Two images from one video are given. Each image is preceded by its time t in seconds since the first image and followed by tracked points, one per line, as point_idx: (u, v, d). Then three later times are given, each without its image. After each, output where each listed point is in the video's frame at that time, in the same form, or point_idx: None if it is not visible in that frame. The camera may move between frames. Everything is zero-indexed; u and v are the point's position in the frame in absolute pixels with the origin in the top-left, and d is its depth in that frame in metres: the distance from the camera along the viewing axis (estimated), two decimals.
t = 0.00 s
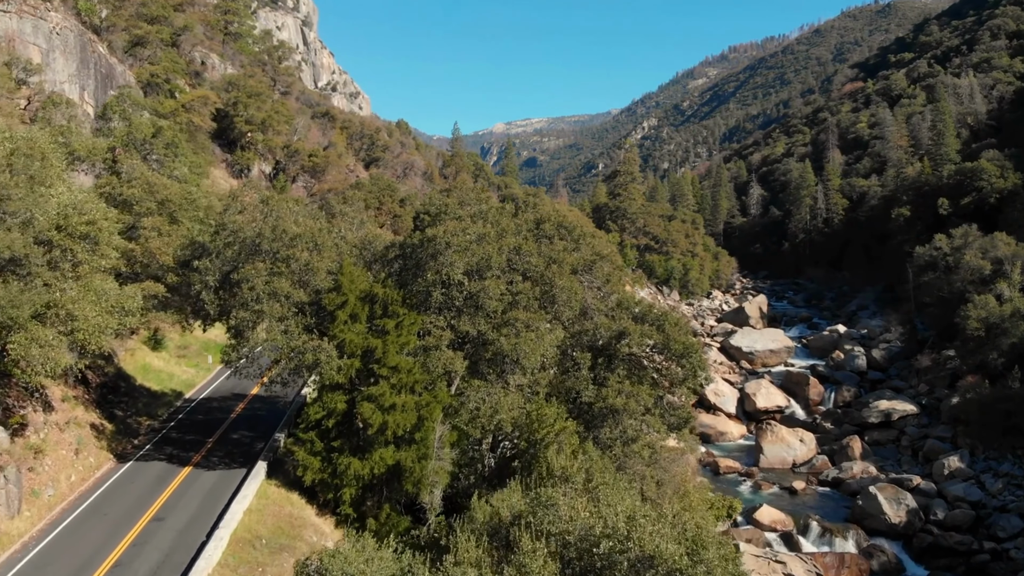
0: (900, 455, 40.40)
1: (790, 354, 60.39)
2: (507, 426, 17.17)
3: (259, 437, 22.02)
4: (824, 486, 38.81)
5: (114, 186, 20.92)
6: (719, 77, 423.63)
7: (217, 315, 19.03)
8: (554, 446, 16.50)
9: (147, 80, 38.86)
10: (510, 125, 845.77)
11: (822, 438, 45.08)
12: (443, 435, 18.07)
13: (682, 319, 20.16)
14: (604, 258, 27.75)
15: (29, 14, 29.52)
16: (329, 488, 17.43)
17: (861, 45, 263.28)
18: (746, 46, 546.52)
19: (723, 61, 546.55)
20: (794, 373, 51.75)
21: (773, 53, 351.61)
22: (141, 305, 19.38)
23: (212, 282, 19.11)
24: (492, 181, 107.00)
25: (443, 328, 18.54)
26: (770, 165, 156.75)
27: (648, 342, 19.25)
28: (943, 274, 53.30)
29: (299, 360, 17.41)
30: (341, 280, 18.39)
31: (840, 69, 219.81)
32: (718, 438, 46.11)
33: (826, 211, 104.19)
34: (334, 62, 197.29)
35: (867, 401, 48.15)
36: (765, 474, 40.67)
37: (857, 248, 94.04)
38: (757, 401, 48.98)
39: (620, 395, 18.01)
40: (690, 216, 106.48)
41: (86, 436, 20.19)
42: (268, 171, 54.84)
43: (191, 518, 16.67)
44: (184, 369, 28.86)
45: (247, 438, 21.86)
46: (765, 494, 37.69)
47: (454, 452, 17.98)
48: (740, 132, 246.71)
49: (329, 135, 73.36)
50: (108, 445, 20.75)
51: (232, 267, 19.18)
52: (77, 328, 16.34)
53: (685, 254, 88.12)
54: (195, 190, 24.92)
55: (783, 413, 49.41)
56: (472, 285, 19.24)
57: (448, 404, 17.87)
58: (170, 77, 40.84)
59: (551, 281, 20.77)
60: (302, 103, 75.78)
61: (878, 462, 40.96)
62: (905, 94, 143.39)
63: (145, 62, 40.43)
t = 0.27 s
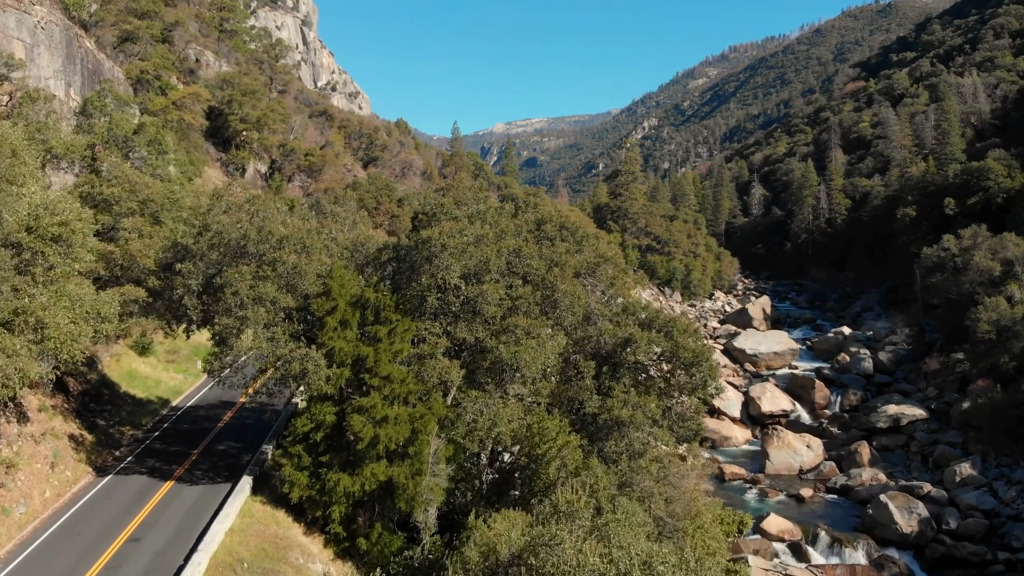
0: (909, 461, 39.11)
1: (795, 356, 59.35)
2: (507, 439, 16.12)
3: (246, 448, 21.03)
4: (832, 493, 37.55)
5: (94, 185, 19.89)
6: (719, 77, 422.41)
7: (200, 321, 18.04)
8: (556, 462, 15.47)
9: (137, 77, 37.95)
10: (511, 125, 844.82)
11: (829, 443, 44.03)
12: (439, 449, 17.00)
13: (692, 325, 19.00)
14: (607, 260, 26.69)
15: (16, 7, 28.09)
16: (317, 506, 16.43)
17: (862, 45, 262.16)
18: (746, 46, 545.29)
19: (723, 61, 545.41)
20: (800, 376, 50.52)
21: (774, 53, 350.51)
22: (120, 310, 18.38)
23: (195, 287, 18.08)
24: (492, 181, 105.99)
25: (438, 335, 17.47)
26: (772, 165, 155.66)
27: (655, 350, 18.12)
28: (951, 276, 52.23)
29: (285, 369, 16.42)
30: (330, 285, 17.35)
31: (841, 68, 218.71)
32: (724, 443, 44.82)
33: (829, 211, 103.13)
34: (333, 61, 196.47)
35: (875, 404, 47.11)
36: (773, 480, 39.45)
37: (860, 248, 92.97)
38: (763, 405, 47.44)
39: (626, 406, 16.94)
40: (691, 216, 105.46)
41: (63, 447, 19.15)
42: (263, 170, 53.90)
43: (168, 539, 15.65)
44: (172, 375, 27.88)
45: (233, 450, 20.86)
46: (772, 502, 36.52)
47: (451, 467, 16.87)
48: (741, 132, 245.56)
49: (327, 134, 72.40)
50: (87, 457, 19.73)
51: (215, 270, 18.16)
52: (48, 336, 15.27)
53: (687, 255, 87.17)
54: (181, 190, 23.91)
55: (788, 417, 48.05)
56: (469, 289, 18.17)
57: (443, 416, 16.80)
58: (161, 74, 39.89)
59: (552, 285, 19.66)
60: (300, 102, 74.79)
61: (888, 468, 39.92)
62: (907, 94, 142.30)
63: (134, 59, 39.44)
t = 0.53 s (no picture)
0: (917, 468, 37.63)
1: (799, 359, 58.46)
2: (505, 457, 15.21)
3: (233, 462, 20.22)
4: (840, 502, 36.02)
5: (74, 186, 18.95)
6: (720, 77, 421.32)
7: (183, 330, 17.20)
8: (558, 482, 14.66)
9: (128, 76, 37.11)
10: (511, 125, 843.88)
11: (836, 449, 43.11)
12: (435, 467, 16.06)
13: (700, 334, 18.07)
14: (610, 263, 25.75)
15: None
16: (306, 526, 15.57)
17: (863, 45, 261.09)
18: (746, 46, 544.13)
19: (723, 61, 544.28)
20: (804, 381, 49.00)
21: (774, 53, 349.30)
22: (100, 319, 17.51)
23: (179, 295, 17.22)
24: (491, 181, 105.06)
25: (434, 346, 16.59)
26: (773, 165, 154.72)
27: (662, 361, 17.21)
28: (958, 278, 51.33)
29: (271, 383, 15.54)
30: (320, 294, 16.50)
31: (842, 68, 217.70)
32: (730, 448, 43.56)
33: (831, 211, 102.22)
34: (333, 61, 195.39)
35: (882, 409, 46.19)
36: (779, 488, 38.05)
37: (863, 250, 92.11)
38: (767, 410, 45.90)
39: (632, 421, 16.06)
40: (693, 217, 104.57)
41: (41, 462, 18.23)
42: (259, 171, 53.06)
43: (147, 563, 14.77)
44: (161, 383, 27.08)
45: (220, 464, 20.04)
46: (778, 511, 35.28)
47: (447, 486, 16.00)
48: (742, 132, 244.47)
49: (324, 134, 71.43)
50: (67, 472, 18.82)
51: (200, 278, 17.31)
52: (20, 349, 14.32)
53: (689, 256, 86.35)
54: (168, 192, 22.99)
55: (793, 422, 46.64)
56: (466, 297, 17.27)
57: (439, 431, 15.94)
58: (153, 72, 38.90)
59: (554, 292, 18.69)
60: (298, 102, 73.96)
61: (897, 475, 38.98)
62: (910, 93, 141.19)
63: (125, 57, 38.60)
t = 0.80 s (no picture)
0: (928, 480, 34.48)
1: (803, 365, 57.43)
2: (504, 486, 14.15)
3: (218, 484, 19.30)
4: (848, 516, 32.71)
5: (51, 194, 18.01)
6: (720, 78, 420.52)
7: (163, 346, 16.19)
8: (560, 514, 13.42)
9: (117, 77, 36.21)
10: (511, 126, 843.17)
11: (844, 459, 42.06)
12: (429, 495, 14.99)
13: (712, 351, 17.02)
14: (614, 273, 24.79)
15: None
16: (291, 559, 14.51)
17: (864, 45, 260.37)
18: (747, 47, 543.36)
19: (724, 62, 543.49)
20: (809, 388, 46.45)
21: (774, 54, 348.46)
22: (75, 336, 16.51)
23: (159, 310, 16.25)
24: (491, 183, 104.18)
25: (428, 365, 15.59)
26: (774, 167, 153.82)
27: (670, 380, 16.17)
28: (966, 283, 50.32)
29: (255, 405, 14.57)
30: (306, 311, 15.54)
31: (843, 69, 216.86)
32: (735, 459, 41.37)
33: (834, 213, 101.25)
34: (333, 63, 194.55)
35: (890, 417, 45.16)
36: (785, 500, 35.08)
37: (866, 253, 91.20)
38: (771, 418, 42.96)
39: (639, 446, 15.00)
40: (694, 219, 103.60)
41: (15, 485, 17.01)
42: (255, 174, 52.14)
43: None
44: (147, 396, 26.13)
45: (204, 487, 19.17)
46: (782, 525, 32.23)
47: (441, 516, 14.92)
48: (742, 133, 243.61)
49: (321, 136, 70.43)
50: (43, 496, 17.66)
51: (181, 293, 16.35)
52: None
53: (691, 260, 85.41)
54: (154, 200, 22.04)
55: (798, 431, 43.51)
56: (463, 312, 16.22)
57: (433, 456, 14.88)
58: (143, 74, 37.98)
59: (556, 306, 17.67)
60: (295, 104, 73.07)
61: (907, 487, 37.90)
62: (912, 94, 140.22)
63: (114, 58, 37.64)
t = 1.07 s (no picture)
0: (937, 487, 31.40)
1: (807, 370, 56.59)
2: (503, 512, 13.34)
3: (204, 504, 18.60)
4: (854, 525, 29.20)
5: (29, 201, 17.17)
6: (720, 77, 419.53)
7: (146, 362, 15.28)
8: (562, 543, 12.55)
9: (107, 77, 35.32)
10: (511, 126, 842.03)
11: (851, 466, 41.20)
12: (425, 521, 14.18)
13: (721, 367, 16.20)
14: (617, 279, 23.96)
15: None
16: None
17: (864, 45, 259.48)
18: (747, 46, 542.28)
19: (724, 62, 542.45)
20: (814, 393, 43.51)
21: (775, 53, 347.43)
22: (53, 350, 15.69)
23: (140, 325, 15.46)
24: (491, 183, 103.37)
25: (422, 383, 14.80)
26: (776, 167, 152.96)
27: (679, 398, 15.33)
28: (974, 286, 49.47)
29: (239, 426, 13.78)
30: (294, 327, 14.76)
31: (843, 69, 215.96)
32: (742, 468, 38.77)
33: (836, 214, 100.36)
34: (332, 62, 193.53)
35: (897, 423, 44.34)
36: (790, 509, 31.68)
37: (869, 254, 90.40)
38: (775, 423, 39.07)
39: (647, 467, 14.16)
40: (696, 220, 102.73)
41: None
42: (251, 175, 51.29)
43: None
44: (135, 407, 25.28)
45: (190, 506, 18.45)
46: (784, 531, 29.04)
47: (437, 542, 14.10)
48: (743, 133, 242.72)
49: (319, 136, 69.53)
50: (21, 517, 16.70)
51: (164, 305, 15.57)
52: None
53: (693, 261, 84.53)
54: (140, 206, 21.21)
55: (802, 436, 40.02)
56: (459, 326, 15.44)
57: (428, 479, 14.06)
58: (134, 74, 37.05)
59: (558, 319, 16.87)
60: (293, 104, 72.20)
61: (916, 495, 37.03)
62: (914, 94, 139.37)
63: (104, 58, 36.66)
